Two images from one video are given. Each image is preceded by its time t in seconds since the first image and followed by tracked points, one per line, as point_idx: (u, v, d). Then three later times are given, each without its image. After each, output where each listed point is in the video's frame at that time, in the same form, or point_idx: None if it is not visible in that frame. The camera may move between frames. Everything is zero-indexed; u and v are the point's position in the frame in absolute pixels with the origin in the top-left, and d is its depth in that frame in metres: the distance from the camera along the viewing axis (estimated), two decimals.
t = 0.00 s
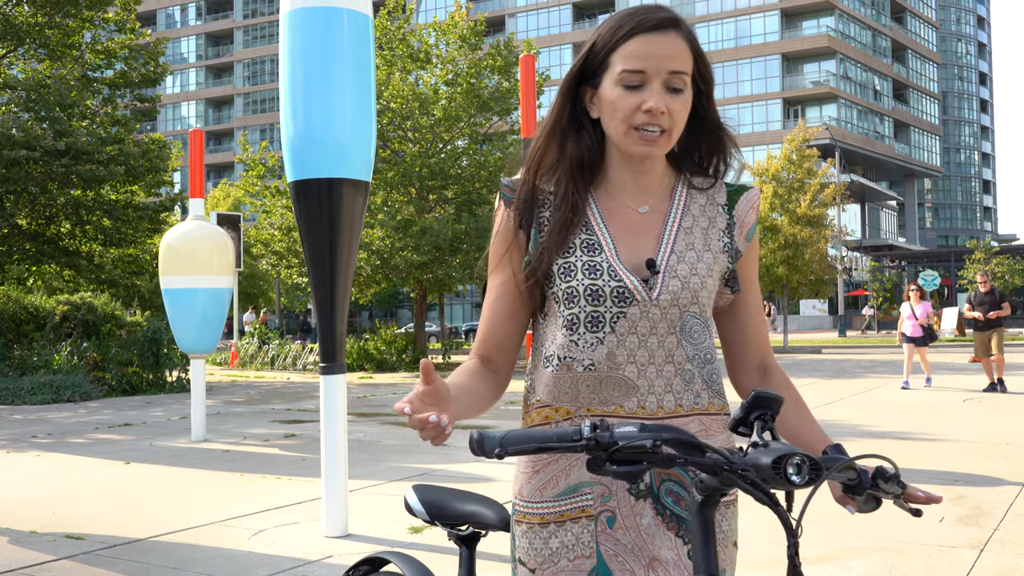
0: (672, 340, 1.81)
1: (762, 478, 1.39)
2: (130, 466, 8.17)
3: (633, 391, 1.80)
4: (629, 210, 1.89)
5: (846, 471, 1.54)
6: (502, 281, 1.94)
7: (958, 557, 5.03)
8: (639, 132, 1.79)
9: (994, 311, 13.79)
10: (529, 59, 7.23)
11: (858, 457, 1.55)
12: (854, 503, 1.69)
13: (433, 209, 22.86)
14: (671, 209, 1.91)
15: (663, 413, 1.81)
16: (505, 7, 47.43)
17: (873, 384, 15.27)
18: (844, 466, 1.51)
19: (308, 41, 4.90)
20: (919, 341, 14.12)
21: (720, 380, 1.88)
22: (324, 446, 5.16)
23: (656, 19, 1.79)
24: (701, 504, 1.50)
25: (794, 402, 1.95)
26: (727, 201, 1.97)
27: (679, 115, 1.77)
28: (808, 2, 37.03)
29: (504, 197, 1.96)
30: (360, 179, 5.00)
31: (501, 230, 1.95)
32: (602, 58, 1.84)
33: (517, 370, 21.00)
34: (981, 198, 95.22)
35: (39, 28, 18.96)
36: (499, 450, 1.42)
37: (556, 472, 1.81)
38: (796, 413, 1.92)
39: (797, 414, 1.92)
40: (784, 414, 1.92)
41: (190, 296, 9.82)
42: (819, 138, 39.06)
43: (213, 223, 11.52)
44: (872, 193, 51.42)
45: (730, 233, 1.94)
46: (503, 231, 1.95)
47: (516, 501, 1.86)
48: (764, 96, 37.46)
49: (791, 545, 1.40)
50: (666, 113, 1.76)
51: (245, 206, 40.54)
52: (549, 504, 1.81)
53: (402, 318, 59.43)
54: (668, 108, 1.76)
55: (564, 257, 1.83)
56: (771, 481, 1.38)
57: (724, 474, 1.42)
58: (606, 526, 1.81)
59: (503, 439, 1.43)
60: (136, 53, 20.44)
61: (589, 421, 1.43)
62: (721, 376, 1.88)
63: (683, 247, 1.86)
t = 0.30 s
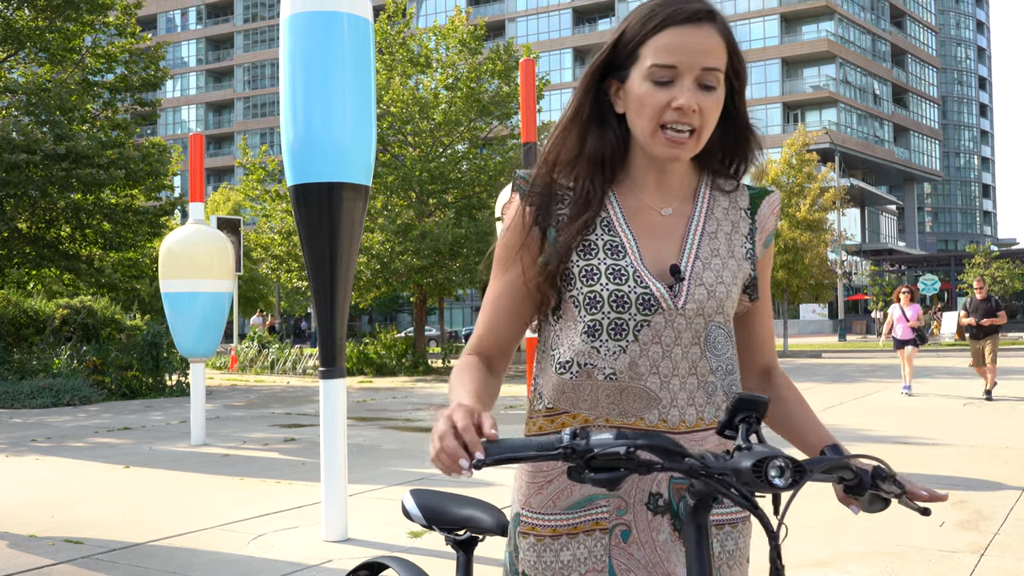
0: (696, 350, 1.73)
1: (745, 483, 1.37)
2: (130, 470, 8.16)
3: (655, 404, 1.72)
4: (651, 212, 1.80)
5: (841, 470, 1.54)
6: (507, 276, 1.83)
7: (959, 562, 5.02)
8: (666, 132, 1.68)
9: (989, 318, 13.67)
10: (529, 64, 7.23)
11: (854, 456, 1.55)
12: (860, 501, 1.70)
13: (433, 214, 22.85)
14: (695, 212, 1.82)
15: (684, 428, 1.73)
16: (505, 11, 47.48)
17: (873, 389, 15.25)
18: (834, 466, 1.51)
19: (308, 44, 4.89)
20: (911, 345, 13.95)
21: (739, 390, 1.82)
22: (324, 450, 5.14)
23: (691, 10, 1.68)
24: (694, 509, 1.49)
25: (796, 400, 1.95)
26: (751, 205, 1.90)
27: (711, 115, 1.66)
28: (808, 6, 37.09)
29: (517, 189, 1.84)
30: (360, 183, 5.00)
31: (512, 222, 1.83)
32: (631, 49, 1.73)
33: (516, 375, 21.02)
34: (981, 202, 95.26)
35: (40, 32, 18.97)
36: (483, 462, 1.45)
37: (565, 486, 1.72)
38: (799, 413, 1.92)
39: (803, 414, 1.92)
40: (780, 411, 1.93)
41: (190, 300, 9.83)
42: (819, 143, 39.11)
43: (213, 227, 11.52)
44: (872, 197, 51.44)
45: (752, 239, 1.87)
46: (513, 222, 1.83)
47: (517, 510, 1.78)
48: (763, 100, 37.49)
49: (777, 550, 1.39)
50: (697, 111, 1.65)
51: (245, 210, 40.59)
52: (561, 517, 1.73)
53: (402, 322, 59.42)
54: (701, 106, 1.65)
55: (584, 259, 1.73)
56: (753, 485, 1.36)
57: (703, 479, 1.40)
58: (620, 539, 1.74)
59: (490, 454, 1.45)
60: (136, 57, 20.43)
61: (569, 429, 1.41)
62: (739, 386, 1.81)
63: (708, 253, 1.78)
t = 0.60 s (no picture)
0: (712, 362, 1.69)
1: (731, 490, 1.41)
2: (129, 477, 8.15)
3: (668, 416, 1.69)
4: (673, 217, 1.73)
5: (838, 476, 1.58)
6: (516, 266, 1.73)
7: (959, 570, 5.01)
8: (692, 139, 1.62)
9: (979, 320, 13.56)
10: (529, 70, 7.24)
11: (850, 461, 1.58)
12: (864, 506, 1.71)
13: (433, 220, 22.86)
14: (717, 218, 1.76)
15: (696, 441, 1.71)
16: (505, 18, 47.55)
17: (873, 395, 15.24)
18: (830, 472, 1.54)
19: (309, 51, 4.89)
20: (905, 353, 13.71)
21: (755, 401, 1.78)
22: (324, 457, 5.10)
23: (725, 11, 1.60)
24: (691, 516, 1.50)
25: (805, 404, 1.94)
26: (773, 211, 1.85)
27: (741, 121, 1.59)
28: (807, 13, 37.15)
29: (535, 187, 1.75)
30: (360, 190, 5.01)
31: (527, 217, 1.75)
32: (658, 50, 1.66)
33: (516, 382, 21.02)
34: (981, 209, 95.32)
35: (41, 39, 19.01)
36: (470, 469, 1.42)
37: (568, 495, 1.69)
38: (803, 417, 1.92)
39: (811, 419, 1.92)
40: (782, 417, 1.95)
41: (190, 306, 9.83)
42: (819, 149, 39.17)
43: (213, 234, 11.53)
44: (871, 204, 51.46)
45: (775, 248, 1.82)
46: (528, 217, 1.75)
47: (517, 513, 1.76)
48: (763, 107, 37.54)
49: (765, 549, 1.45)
50: (727, 118, 1.58)
51: (245, 216, 40.60)
52: (563, 526, 1.69)
53: (402, 329, 59.38)
54: (729, 112, 1.58)
55: (602, 264, 1.67)
56: (742, 491, 1.40)
57: (692, 486, 1.42)
58: (627, 550, 1.70)
59: (478, 459, 1.43)
60: (136, 63, 20.44)
61: (558, 439, 1.42)
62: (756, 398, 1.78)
63: (730, 263, 1.72)
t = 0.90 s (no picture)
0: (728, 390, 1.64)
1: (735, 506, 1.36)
2: (128, 492, 8.11)
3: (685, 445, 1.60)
4: (691, 240, 1.63)
5: (839, 493, 1.57)
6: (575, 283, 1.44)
7: None
8: (710, 163, 1.50)
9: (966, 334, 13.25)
10: (529, 85, 7.26)
11: (852, 480, 1.57)
12: (864, 525, 1.71)
13: (433, 235, 22.87)
14: (732, 239, 1.68)
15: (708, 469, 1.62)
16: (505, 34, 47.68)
17: (874, 411, 15.21)
18: (832, 489, 1.55)
19: (309, 65, 4.88)
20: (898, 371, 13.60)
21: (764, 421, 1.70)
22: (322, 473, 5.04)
23: (749, 31, 1.48)
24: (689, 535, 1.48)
25: (801, 419, 1.93)
26: (785, 232, 1.81)
27: (760, 146, 1.48)
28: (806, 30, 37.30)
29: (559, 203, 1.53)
30: (360, 205, 5.01)
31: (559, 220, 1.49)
32: (675, 70, 1.53)
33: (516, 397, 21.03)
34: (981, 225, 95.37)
35: (44, 54, 19.12)
36: (469, 486, 1.46)
37: (575, 517, 1.62)
38: (797, 431, 1.92)
39: (812, 438, 1.91)
40: (782, 432, 1.93)
41: (191, 321, 9.82)
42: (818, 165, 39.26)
43: (213, 248, 11.53)
44: (871, 220, 51.51)
45: (784, 269, 1.78)
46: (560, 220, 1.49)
47: (519, 529, 1.70)
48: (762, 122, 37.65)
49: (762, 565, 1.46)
50: (746, 143, 1.47)
51: (244, 231, 40.70)
52: (566, 551, 1.64)
53: (402, 344, 59.35)
54: (749, 138, 1.46)
55: (624, 292, 1.52)
56: (743, 508, 1.35)
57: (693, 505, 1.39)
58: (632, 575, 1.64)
59: (477, 475, 1.47)
60: (138, 79, 20.51)
61: (557, 457, 1.44)
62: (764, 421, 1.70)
63: (746, 288, 1.65)
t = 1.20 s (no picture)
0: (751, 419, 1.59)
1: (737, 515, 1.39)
2: (127, 502, 8.09)
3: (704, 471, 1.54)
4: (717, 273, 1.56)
5: (840, 504, 1.57)
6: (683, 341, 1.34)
7: None
8: (745, 189, 1.42)
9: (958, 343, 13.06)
10: (529, 96, 7.28)
11: (853, 490, 1.58)
12: (863, 535, 1.69)
13: (433, 245, 22.88)
14: (750, 270, 1.60)
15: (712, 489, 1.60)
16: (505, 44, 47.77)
17: (874, 422, 15.17)
18: (835, 501, 1.55)
19: (311, 78, 4.86)
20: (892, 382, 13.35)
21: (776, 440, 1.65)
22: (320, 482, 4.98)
23: (784, 55, 1.40)
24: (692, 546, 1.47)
25: (799, 431, 1.93)
26: (794, 254, 1.75)
27: (796, 174, 1.42)
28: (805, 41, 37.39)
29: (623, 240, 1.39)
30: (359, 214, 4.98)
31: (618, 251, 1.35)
32: (708, 93, 1.45)
33: (516, 407, 20.98)
34: (981, 235, 95.34)
35: (44, 65, 19.14)
36: (469, 497, 1.46)
37: (591, 538, 1.55)
38: (792, 445, 1.92)
39: (811, 451, 1.91)
40: (775, 445, 1.92)
41: (190, 331, 9.82)
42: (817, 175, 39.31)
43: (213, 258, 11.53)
44: (871, 230, 51.54)
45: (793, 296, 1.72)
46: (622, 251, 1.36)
47: (529, 538, 1.63)
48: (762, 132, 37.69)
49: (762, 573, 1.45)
50: (781, 172, 1.40)
51: (244, 241, 40.75)
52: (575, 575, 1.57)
53: (401, 354, 59.28)
54: (783, 165, 1.40)
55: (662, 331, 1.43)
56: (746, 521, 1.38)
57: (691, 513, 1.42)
58: None
59: (478, 485, 1.47)
60: (139, 89, 20.54)
61: (557, 466, 1.43)
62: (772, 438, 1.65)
63: (766, 319, 1.59)
